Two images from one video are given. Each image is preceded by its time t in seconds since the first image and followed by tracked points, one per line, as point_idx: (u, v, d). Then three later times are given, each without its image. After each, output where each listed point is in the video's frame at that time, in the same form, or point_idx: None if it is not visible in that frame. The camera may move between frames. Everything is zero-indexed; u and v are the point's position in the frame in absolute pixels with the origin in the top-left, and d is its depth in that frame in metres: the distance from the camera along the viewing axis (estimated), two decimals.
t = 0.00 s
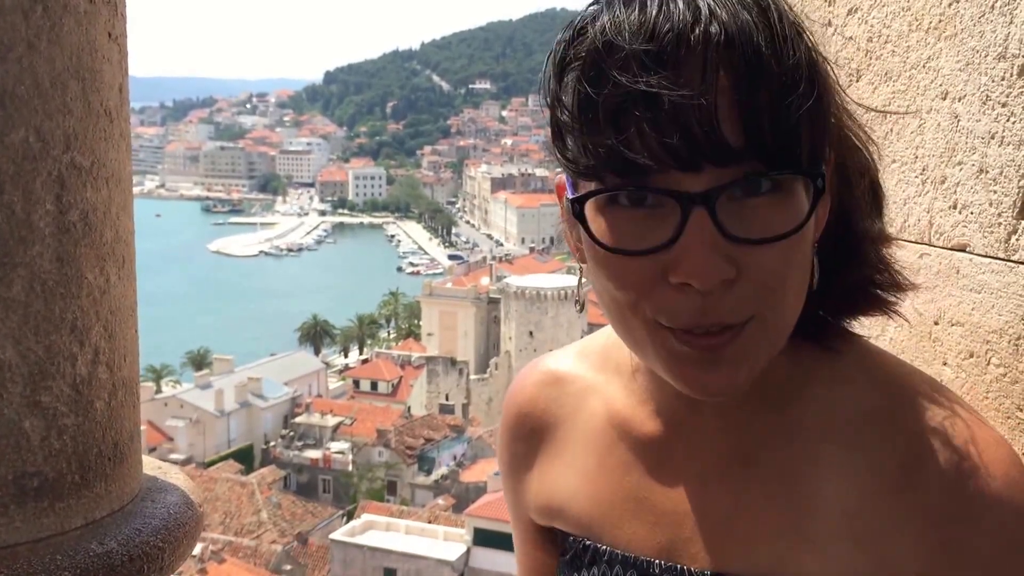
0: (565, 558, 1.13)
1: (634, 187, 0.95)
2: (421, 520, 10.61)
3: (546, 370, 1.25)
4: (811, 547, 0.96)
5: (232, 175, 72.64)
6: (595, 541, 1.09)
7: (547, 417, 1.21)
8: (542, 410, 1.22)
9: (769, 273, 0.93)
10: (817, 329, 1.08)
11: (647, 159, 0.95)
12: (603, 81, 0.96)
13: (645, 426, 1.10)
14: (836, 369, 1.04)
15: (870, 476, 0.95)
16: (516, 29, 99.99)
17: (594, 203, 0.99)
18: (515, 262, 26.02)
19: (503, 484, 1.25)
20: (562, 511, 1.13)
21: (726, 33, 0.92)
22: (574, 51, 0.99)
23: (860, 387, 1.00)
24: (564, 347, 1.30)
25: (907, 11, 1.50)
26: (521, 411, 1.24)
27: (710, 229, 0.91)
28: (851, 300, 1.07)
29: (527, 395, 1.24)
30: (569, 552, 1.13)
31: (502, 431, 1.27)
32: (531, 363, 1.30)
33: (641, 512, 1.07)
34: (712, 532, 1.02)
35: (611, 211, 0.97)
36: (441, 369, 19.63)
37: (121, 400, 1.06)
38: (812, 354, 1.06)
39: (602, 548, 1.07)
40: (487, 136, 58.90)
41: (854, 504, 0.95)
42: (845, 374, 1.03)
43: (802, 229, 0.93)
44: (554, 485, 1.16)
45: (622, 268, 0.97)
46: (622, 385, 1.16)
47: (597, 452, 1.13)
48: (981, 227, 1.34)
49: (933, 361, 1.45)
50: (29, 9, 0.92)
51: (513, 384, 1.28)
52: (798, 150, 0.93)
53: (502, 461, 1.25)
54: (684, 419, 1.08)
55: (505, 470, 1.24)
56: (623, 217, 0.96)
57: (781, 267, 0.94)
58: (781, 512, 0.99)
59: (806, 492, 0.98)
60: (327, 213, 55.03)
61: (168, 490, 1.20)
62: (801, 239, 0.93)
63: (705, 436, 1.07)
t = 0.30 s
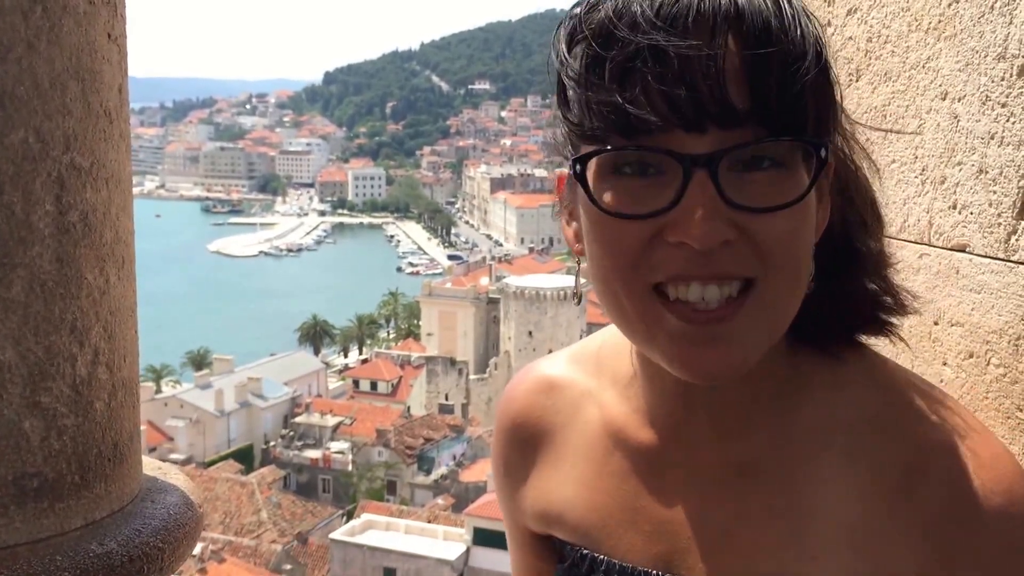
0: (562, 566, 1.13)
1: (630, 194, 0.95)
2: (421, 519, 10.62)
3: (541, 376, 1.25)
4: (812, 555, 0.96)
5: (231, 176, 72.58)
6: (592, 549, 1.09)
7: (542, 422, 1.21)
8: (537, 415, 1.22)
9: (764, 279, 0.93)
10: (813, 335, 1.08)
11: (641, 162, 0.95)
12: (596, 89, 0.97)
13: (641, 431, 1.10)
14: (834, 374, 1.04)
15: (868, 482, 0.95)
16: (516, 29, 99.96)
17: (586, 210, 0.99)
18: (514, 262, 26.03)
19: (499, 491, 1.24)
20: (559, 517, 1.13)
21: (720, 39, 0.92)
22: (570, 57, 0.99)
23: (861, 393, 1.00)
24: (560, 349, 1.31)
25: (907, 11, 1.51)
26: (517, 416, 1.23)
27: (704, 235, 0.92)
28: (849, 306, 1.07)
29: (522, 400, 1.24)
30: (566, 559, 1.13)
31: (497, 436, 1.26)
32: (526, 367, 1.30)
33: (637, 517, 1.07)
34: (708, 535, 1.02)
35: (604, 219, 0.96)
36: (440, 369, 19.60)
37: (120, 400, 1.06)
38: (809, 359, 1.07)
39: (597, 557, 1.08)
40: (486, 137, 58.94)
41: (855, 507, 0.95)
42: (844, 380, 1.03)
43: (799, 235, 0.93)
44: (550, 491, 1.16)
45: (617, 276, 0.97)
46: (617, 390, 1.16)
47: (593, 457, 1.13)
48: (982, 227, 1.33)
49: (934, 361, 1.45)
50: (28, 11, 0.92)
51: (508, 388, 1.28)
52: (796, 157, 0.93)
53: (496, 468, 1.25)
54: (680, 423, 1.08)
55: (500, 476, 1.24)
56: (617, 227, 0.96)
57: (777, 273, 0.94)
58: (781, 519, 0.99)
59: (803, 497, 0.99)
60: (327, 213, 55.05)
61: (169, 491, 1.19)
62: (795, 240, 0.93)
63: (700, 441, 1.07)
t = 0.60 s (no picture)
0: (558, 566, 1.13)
1: (631, 197, 0.94)
2: (421, 518, 10.63)
3: (536, 377, 1.25)
4: (810, 555, 0.96)
5: (231, 177, 72.54)
6: (591, 550, 1.09)
7: (539, 423, 1.21)
8: (535, 417, 1.21)
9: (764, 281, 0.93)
10: (813, 335, 1.07)
11: (637, 160, 0.95)
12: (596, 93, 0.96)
13: (639, 433, 1.10)
14: (834, 373, 1.04)
15: (867, 484, 0.96)
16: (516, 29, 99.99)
17: (582, 210, 0.99)
18: (514, 262, 26.04)
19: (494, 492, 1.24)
20: (558, 517, 1.13)
21: (721, 39, 0.92)
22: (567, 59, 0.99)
23: (860, 393, 1.01)
24: (557, 350, 1.30)
25: (907, 11, 1.51)
26: (514, 418, 1.23)
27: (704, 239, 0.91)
28: (851, 303, 1.07)
29: (519, 401, 1.24)
30: (563, 559, 1.13)
31: (493, 437, 1.26)
32: (523, 367, 1.30)
33: (636, 518, 1.07)
34: (706, 536, 1.02)
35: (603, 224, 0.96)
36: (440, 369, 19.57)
37: (120, 400, 1.06)
38: (808, 360, 1.06)
39: (595, 556, 1.08)
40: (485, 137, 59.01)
41: (854, 506, 0.95)
42: (844, 380, 1.03)
43: (794, 235, 0.94)
44: (548, 492, 1.16)
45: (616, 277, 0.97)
46: (614, 390, 1.16)
47: (591, 458, 1.13)
48: (981, 227, 1.34)
49: (934, 362, 1.45)
50: (28, 11, 0.92)
51: (505, 388, 1.28)
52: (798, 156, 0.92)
53: (491, 468, 1.25)
54: (677, 423, 1.08)
55: (496, 476, 1.24)
56: (616, 229, 0.95)
57: (778, 275, 0.94)
58: (781, 521, 0.99)
59: (804, 499, 0.99)
60: (327, 213, 55.07)
61: (168, 490, 1.19)
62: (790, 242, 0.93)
63: (697, 443, 1.07)
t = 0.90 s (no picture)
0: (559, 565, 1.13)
1: (632, 192, 0.95)
2: (421, 518, 10.63)
3: (535, 376, 1.24)
4: (809, 555, 0.95)
5: (230, 177, 72.54)
6: (591, 550, 1.09)
7: (537, 423, 1.21)
8: (533, 416, 1.21)
9: (770, 280, 0.92)
10: (816, 331, 1.07)
11: (642, 162, 0.94)
12: (604, 89, 0.96)
13: (637, 431, 1.10)
14: (831, 369, 1.04)
15: (872, 482, 0.95)
16: (516, 29, 99.90)
17: (587, 204, 0.98)
18: (513, 262, 26.05)
19: (491, 490, 1.24)
20: (555, 517, 1.13)
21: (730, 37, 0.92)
22: (573, 54, 0.98)
23: (860, 392, 1.00)
24: (557, 350, 1.30)
25: (906, 11, 1.51)
26: (513, 418, 1.23)
27: (708, 236, 0.91)
28: (858, 298, 1.07)
29: (517, 401, 1.24)
30: (563, 559, 1.12)
31: (492, 437, 1.26)
32: (521, 367, 1.29)
33: (637, 519, 1.07)
34: (709, 532, 1.03)
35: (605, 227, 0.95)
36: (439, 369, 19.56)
37: (120, 401, 1.06)
38: (808, 359, 1.06)
39: (595, 555, 1.08)
40: (485, 138, 59.03)
41: (856, 505, 0.95)
42: (843, 376, 1.03)
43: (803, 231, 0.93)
44: (547, 493, 1.15)
45: (616, 276, 0.96)
46: (615, 389, 1.16)
47: (590, 457, 1.13)
48: (979, 228, 1.34)
49: (933, 363, 1.45)
50: (27, 10, 0.92)
51: (504, 388, 1.27)
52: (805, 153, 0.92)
53: (491, 466, 1.24)
54: (679, 422, 1.08)
55: (495, 474, 1.23)
56: (622, 224, 0.95)
57: (788, 273, 0.94)
58: (780, 524, 0.99)
59: (805, 500, 0.98)
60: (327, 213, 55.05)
61: (168, 491, 1.20)
62: (793, 240, 0.92)
63: (696, 439, 1.07)
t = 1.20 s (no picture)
0: (561, 564, 1.12)
1: (638, 188, 0.95)
2: (421, 518, 10.64)
3: (537, 376, 1.24)
4: (811, 552, 0.95)
5: (230, 177, 72.52)
6: (592, 548, 1.09)
7: (540, 421, 1.21)
8: (534, 415, 1.21)
9: (773, 278, 0.92)
10: (820, 330, 1.08)
11: (647, 160, 0.95)
12: (607, 88, 0.96)
13: (639, 429, 1.11)
14: (834, 369, 1.04)
15: (873, 482, 0.95)
16: (515, 29, 99.94)
17: (593, 199, 0.98)
18: (513, 262, 26.08)
19: (492, 490, 1.23)
20: (556, 517, 1.13)
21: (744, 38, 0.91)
22: (577, 53, 0.99)
23: (862, 388, 1.01)
24: (558, 349, 1.30)
25: (905, 12, 1.51)
26: (513, 417, 1.22)
27: (713, 232, 0.91)
28: (859, 299, 1.07)
29: (518, 399, 1.24)
30: (564, 558, 1.12)
31: (494, 435, 1.26)
32: (523, 366, 1.29)
33: (638, 518, 1.07)
34: (710, 530, 1.03)
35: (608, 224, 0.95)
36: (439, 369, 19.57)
37: (120, 401, 1.06)
38: (809, 358, 1.07)
39: (596, 556, 1.08)
40: (484, 138, 59.09)
41: (859, 505, 0.95)
42: (844, 375, 1.04)
43: (805, 230, 0.93)
44: (548, 492, 1.15)
45: (621, 275, 0.96)
46: (617, 388, 1.16)
47: (592, 457, 1.13)
48: (979, 228, 1.34)
49: (932, 363, 1.45)
50: (26, 10, 0.92)
51: (505, 386, 1.27)
52: (808, 152, 0.92)
53: (493, 463, 1.24)
54: (682, 417, 1.08)
55: (495, 472, 1.23)
56: (628, 220, 0.95)
57: (792, 271, 0.94)
58: (781, 525, 0.99)
59: (807, 502, 0.98)
60: (326, 213, 55.06)
61: (168, 491, 1.19)
62: (793, 240, 0.92)
63: (697, 436, 1.07)
